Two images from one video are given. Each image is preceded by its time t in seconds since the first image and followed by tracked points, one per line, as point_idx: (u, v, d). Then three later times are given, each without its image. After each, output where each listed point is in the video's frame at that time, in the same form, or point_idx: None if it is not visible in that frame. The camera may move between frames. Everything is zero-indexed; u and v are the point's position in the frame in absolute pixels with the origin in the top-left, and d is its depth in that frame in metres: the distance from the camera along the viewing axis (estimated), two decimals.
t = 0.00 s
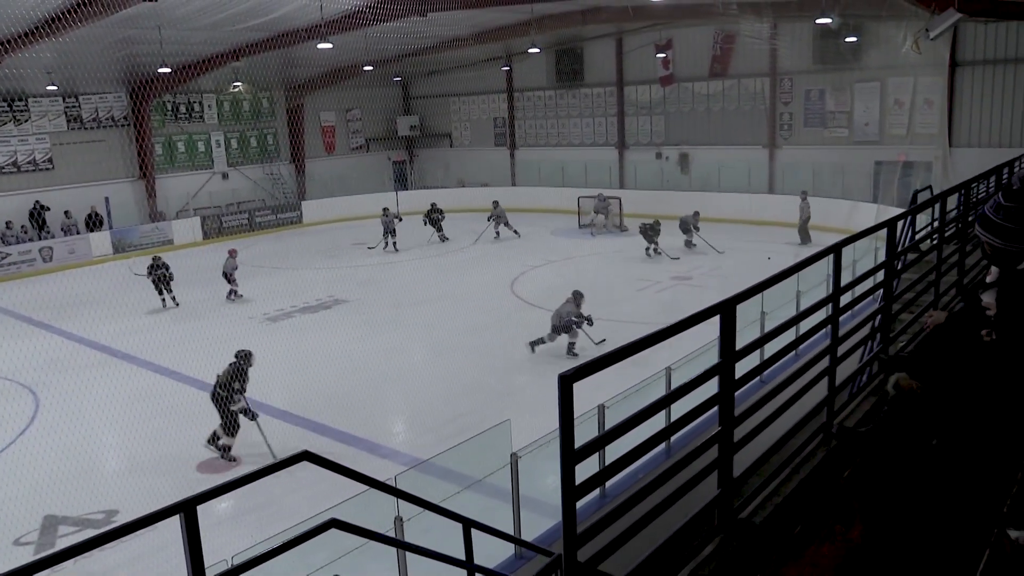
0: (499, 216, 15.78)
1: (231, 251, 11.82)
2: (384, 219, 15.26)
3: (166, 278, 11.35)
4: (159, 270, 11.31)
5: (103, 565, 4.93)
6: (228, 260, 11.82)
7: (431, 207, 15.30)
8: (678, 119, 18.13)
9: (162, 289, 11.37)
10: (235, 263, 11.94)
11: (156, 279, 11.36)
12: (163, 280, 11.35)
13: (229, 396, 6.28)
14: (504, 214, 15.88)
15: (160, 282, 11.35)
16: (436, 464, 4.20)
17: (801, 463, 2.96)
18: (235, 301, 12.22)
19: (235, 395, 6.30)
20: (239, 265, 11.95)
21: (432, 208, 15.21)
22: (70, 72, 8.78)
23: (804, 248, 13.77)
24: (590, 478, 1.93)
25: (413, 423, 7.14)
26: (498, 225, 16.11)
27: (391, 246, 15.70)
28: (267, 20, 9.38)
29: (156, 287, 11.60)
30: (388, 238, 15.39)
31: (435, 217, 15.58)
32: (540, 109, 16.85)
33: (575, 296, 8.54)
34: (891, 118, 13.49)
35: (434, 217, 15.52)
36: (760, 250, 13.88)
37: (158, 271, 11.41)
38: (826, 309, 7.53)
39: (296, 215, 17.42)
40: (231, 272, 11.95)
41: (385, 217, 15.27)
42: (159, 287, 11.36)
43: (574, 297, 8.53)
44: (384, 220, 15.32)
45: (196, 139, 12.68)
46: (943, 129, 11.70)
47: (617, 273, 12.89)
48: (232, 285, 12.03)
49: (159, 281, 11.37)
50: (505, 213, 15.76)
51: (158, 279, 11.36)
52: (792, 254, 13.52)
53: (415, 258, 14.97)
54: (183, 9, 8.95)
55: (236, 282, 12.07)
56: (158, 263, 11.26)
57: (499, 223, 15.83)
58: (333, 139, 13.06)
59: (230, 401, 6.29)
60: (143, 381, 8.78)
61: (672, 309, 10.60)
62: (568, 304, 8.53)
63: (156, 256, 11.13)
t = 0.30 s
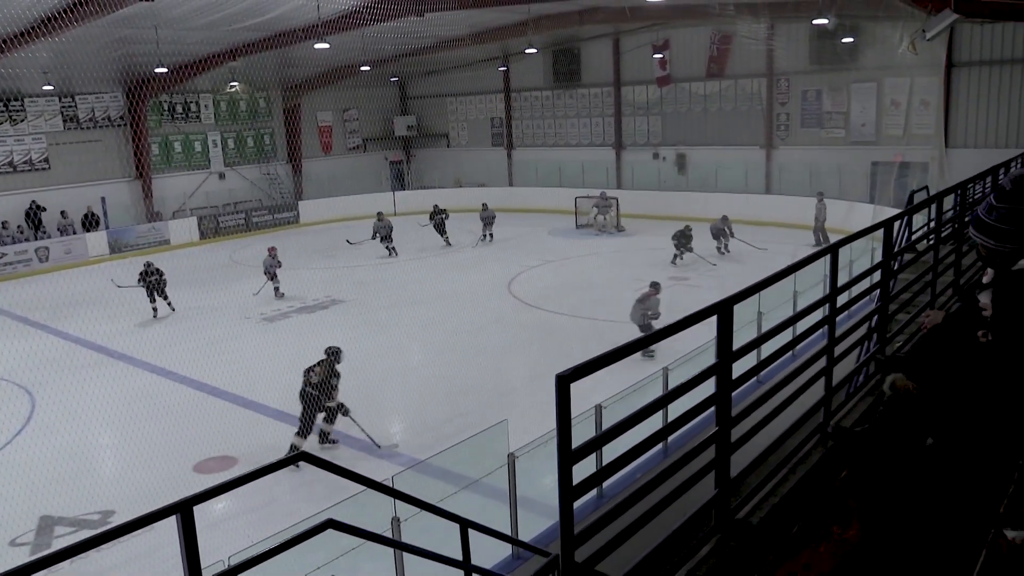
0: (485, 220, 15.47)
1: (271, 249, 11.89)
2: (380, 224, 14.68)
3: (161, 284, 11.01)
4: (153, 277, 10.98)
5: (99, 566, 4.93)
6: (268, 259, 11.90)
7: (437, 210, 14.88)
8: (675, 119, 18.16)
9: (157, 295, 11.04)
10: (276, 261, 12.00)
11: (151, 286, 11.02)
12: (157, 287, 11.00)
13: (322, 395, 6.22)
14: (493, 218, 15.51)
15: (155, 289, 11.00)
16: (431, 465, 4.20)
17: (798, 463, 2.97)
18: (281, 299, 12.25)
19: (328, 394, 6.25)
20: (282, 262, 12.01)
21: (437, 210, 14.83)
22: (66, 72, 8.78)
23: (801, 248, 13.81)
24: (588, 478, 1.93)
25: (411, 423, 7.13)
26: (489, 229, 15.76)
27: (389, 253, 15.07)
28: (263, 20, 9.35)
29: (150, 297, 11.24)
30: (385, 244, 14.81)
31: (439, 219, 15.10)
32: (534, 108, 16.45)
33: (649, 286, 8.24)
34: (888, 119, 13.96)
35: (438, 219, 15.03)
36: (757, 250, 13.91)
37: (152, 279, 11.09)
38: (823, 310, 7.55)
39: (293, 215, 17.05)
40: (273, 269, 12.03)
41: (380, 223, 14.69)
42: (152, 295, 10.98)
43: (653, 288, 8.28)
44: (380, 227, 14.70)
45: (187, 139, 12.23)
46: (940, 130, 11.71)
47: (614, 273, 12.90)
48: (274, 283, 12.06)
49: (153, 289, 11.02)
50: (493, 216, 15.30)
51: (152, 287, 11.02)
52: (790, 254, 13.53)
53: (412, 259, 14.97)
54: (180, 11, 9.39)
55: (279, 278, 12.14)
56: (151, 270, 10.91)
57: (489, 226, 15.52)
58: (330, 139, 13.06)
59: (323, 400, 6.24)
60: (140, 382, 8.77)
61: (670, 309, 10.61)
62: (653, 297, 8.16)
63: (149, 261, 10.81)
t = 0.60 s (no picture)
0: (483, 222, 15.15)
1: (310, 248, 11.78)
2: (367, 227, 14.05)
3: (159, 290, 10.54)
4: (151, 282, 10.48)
5: (98, 565, 4.92)
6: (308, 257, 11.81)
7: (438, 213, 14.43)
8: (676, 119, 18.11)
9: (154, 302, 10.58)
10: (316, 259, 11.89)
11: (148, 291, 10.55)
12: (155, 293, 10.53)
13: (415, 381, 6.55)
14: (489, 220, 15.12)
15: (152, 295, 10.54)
16: (431, 465, 4.21)
17: (799, 463, 2.96)
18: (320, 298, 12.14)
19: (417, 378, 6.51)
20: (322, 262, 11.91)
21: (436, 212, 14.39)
22: (68, 71, 8.76)
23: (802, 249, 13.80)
24: (589, 478, 1.92)
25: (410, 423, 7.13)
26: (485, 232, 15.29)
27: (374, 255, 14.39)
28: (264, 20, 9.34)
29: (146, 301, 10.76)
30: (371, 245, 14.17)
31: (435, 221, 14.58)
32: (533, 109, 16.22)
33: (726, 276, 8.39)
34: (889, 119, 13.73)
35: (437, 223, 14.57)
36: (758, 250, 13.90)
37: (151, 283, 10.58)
38: (823, 310, 7.55)
39: (294, 214, 17.54)
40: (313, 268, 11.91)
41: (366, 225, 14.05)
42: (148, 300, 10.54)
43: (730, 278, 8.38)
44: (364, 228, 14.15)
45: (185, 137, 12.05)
46: (941, 130, 11.70)
47: (615, 273, 12.88)
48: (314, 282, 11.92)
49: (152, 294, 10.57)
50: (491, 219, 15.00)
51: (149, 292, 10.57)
52: (790, 255, 13.52)
53: (413, 258, 14.97)
54: (182, 9, 9.36)
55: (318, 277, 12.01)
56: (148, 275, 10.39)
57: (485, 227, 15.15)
58: (331, 138, 13.06)
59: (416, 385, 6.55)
60: (141, 381, 8.76)
61: (670, 309, 10.61)
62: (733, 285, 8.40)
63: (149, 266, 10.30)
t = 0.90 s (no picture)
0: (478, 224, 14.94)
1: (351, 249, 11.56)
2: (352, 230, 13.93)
3: (166, 297, 10.18)
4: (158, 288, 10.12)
5: (99, 564, 4.92)
6: (348, 258, 11.61)
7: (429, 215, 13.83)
8: (678, 118, 18.07)
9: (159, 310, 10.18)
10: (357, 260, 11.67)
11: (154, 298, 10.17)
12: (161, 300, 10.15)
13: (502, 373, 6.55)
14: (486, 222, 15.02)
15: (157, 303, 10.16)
16: (433, 463, 4.21)
17: (800, 462, 2.96)
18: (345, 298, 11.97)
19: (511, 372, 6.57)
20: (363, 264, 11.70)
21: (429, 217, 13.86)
22: (71, 70, 8.75)
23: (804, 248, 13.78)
24: (591, 477, 1.92)
25: (412, 422, 7.13)
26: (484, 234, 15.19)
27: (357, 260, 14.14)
28: (266, 18, 9.34)
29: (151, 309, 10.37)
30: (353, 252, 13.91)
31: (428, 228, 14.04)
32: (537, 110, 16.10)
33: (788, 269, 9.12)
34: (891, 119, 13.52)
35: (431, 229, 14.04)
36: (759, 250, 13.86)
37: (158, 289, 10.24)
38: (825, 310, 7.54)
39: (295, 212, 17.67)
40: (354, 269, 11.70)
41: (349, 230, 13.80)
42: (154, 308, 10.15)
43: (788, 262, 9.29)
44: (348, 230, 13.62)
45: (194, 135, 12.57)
46: (943, 130, 11.69)
47: (616, 273, 12.85)
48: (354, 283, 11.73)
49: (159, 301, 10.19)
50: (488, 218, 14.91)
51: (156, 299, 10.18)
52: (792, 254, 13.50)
53: (414, 257, 14.96)
54: (184, 10, 9.05)
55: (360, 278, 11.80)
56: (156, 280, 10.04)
57: (480, 232, 14.88)
58: (333, 137, 13.05)
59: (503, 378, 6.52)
60: (143, 380, 8.76)
61: (671, 309, 10.59)
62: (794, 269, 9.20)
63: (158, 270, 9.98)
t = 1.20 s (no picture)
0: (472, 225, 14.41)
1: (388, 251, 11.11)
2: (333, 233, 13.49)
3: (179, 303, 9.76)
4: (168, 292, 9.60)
5: (100, 563, 4.92)
6: (384, 258, 11.25)
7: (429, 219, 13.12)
8: (679, 117, 18.11)
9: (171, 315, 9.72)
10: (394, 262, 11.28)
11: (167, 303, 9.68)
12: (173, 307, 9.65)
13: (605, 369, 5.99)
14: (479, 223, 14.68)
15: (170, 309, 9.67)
16: (435, 463, 4.20)
17: (802, 462, 2.95)
18: (347, 297, 11.98)
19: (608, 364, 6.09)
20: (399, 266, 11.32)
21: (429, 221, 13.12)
22: (73, 69, 8.76)
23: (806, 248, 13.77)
24: (592, 477, 1.91)
25: (413, 421, 7.13)
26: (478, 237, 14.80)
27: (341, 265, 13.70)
28: (267, 18, 9.36)
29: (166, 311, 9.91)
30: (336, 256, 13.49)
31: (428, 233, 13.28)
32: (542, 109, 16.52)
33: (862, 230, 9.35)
34: (896, 118, 13.39)
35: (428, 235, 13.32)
36: (761, 249, 13.86)
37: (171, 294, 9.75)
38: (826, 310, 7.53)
39: (297, 211, 17.68)
40: (389, 270, 11.33)
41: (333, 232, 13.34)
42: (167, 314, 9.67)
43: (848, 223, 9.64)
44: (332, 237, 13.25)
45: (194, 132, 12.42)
46: (945, 129, 11.69)
47: (617, 272, 12.83)
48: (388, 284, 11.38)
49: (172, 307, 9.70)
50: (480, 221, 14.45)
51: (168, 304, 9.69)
52: (794, 254, 13.49)
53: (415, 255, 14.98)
54: (185, 8, 8.81)
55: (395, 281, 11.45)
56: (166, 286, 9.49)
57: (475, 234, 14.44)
58: (335, 136, 13.04)
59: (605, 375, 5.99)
60: (146, 378, 8.78)
61: (673, 309, 10.58)
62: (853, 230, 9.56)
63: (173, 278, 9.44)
